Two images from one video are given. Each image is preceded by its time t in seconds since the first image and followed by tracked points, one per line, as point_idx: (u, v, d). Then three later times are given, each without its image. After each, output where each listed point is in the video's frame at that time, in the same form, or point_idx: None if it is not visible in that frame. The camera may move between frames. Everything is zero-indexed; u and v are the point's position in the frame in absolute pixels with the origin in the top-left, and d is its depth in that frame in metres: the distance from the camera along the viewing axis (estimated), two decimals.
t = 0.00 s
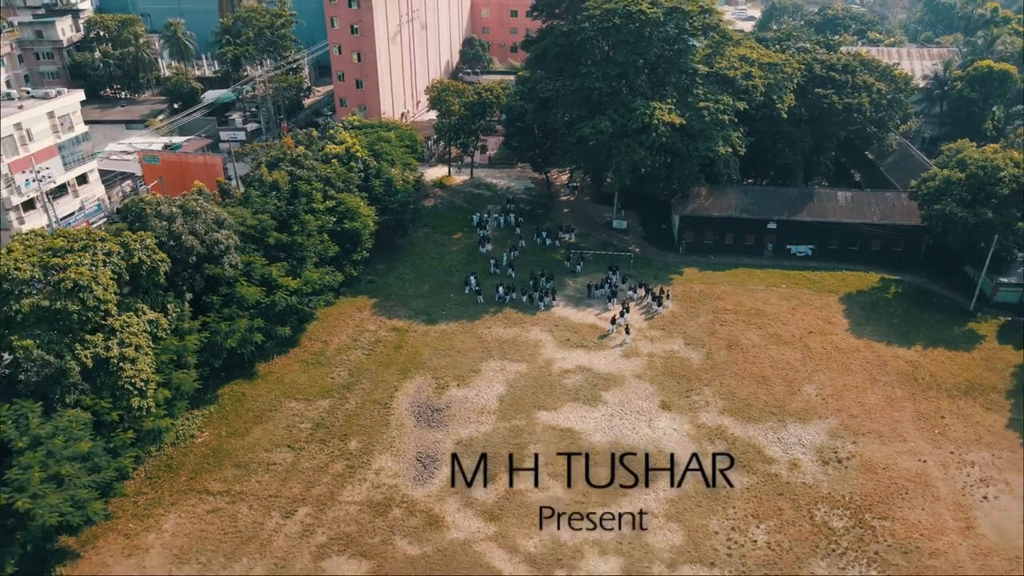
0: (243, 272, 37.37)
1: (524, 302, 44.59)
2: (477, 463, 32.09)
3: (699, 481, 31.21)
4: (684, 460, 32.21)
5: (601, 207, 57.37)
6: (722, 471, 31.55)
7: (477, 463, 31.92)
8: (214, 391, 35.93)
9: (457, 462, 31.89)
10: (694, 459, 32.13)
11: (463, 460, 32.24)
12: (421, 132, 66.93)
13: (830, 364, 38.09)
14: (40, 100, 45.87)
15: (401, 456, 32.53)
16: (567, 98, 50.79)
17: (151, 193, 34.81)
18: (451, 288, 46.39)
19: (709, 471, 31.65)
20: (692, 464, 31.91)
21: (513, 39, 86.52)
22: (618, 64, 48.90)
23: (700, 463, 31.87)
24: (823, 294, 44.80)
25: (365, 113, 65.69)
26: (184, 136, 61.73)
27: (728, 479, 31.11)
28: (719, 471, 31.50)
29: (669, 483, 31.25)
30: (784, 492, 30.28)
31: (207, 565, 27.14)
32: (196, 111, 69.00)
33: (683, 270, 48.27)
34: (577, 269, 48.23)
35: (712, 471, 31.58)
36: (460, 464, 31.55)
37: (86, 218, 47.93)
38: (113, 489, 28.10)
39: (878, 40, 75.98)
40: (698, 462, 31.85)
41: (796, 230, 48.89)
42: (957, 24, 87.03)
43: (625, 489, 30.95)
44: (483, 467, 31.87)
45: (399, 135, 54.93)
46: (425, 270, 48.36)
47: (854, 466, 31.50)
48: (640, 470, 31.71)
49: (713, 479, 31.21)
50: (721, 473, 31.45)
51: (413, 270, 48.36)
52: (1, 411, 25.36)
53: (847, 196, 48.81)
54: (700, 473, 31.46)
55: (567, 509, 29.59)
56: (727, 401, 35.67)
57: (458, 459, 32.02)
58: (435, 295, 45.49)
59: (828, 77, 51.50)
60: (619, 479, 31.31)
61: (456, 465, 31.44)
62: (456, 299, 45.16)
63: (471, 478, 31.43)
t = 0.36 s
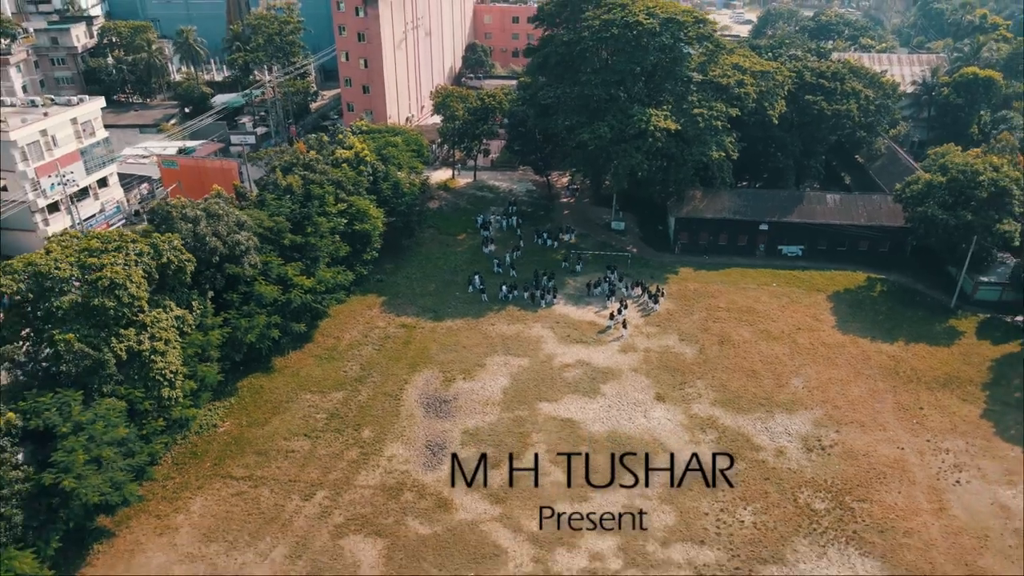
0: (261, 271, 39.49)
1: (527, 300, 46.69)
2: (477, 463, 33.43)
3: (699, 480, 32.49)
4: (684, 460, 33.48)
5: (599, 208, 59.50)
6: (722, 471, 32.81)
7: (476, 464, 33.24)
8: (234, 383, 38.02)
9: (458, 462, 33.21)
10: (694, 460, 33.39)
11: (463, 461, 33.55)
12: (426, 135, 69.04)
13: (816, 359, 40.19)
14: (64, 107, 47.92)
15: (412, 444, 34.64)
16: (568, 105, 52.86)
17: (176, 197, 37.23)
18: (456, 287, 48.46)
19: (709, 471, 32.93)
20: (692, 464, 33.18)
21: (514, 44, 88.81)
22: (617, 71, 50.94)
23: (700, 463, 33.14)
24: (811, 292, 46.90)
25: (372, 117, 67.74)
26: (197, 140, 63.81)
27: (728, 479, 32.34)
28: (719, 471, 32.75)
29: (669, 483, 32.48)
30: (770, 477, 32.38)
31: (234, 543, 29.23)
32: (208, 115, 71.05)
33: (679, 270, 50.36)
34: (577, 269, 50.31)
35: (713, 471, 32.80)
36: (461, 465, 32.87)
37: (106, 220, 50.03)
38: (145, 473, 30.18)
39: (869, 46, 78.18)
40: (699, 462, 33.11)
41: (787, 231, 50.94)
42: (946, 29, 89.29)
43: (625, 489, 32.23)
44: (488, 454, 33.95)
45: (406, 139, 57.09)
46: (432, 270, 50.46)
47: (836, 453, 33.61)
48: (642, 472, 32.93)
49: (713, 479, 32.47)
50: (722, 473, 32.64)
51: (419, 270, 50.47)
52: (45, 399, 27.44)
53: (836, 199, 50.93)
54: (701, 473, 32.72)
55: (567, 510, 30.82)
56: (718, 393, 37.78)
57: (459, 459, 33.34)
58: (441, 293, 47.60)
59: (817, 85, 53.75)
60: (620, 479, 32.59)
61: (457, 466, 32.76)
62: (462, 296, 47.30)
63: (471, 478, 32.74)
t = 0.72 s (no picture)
0: (277, 271, 41.69)
1: (530, 298, 48.86)
2: (477, 463, 34.83)
3: (699, 480, 33.92)
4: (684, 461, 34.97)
5: (598, 210, 61.71)
6: (721, 471, 34.37)
7: (476, 465, 34.64)
8: (252, 376, 40.20)
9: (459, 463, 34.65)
10: (694, 460, 34.96)
11: (463, 462, 34.94)
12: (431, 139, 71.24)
13: (803, 354, 42.39)
14: (87, 114, 50.07)
15: (421, 433, 36.85)
16: (568, 111, 55.03)
17: (199, 201, 39.53)
18: (461, 285, 50.68)
19: (709, 471, 34.49)
20: (692, 464, 34.79)
21: (515, 49, 91.05)
22: (615, 79, 53.10)
23: (700, 464, 34.70)
24: (801, 291, 49.10)
25: (378, 121, 69.91)
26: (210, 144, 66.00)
27: (728, 479, 33.88)
28: (719, 471, 34.31)
29: (669, 483, 33.83)
30: (758, 464, 34.57)
31: (257, 523, 31.41)
32: (219, 120, 73.27)
33: (675, 270, 52.54)
34: (576, 268, 52.50)
35: (713, 471, 34.41)
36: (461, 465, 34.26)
37: (125, 222, 52.28)
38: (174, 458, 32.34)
39: (861, 52, 80.31)
40: (699, 462, 34.69)
41: (778, 232, 53.13)
42: (937, 35, 91.54)
43: (625, 489, 33.52)
44: (493, 442, 36.14)
45: (412, 144, 59.26)
46: (438, 269, 52.66)
47: (820, 441, 35.81)
48: (641, 472, 34.41)
49: (713, 478, 33.96)
50: (721, 473, 34.24)
51: (426, 269, 52.66)
52: (85, 388, 29.60)
53: (825, 202, 53.13)
54: (700, 472, 34.22)
55: (567, 510, 32.05)
56: (710, 386, 39.99)
57: (459, 460, 34.75)
58: (446, 292, 49.82)
59: (808, 92, 55.97)
60: (619, 479, 33.89)
61: (458, 466, 34.16)
62: (467, 294, 49.53)
63: (470, 478, 34.13)
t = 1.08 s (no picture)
0: (290, 270, 43.77)
1: (532, 296, 50.92)
2: (477, 465, 36.07)
3: (700, 480, 35.18)
4: (684, 462, 36.15)
5: (597, 212, 63.79)
6: (721, 471, 35.58)
7: (476, 465, 35.89)
8: (268, 371, 42.28)
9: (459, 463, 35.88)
10: (694, 460, 36.03)
11: (463, 462, 36.21)
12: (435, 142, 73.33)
13: (793, 349, 44.45)
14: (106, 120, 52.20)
15: (429, 424, 38.92)
16: (568, 116, 57.12)
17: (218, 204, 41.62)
18: (465, 285, 52.77)
19: (709, 471, 35.67)
20: (692, 465, 35.88)
21: (517, 54, 93.09)
22: (613, 86, 55.23)
23: (700, 464, 35.86)
24: (791, 290, 51.18)
25: (384, 126, 71.99)
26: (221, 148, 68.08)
27: (728, 479, 35.10)
28: (719, 471, 35.47)
29: (669, 483, 35.16)
30: (747, 452, 36.62)
31: (277, 507, 33.50)
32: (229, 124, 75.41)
33: (671, 270, 54.60)
34: (576, 268, 54.58)
35: (714, 471, 35.57)
36: (461, 466, 35.53)
37: (142, 224, 54.41)
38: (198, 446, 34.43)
39: (854, 58, 82.43)
40: (699, 463, 35.78)
41: (770, 234, 55.18)
42: (929, 41, 93.71)
43: (626, 489, 34.86)
44: (497, 432, 38.22)
45: (418, 148, 61.25)
46: (443, 269, 54.74)
47: (807, 431, 37.88)
48: (641, 473, 35.65)
49: (713, 479, 35.18)
50: (721, 473, 35.43)
51: (431, 269, 54.74)
52: (117, 379, 31.73)
53: (815, 204, 55.19)
54: (701, 473, 35.42)
55: (567, 510, 33.38)
56: (703, 380, 42.06)
57: (459, 460, 36.00)
58: (452, 291, 51.91)
59: (799, 98, 58.10)
60: (619, 480, 35.22)
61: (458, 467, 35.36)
62: (472, 293, 51.62)
63: (470, 478, 35.37)
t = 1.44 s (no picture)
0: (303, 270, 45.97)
1: (534, 295, 53.10)
2: (477, 464, 37.43)
3: (700, 480, 36.63)
4: (684, 462, 37.55)
5: (596, 214, 66.01)
6: (721, 471, 36.97)
7: (476, 465, 37.21)
8: (283, 365, 44.48)
9: (459, 463, 37.23)
10: (694, 461, 37.44)
11: (463, 462, 37.51)
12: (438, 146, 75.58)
13: (782, 346, 46.62)
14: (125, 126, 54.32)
15: (436, 415, 41.13)
16: (568, 122, 59.31)
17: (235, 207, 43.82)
18: (469, 284, 54.96)
19: (709, 471, 37.07)
20: (692, 465, 37.30)
21: (518, 59, 95.30)
22: (611, 93, 57.43)
23: (700, 464, 37.26)
24: (782, 289, 53.37)
25: (389, 130, 74.22)
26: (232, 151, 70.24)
27: (728, 479, 36.52)
28: (719, 472, 36.90)
29: (669, 482, 36.61)
30: (736, 442, 38.82)
31: (295, 492, 35.71)
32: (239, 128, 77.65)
33: (667, 269, 56.78)
34: (576, 268, 56.76)
35: (714, 472, 36.96)
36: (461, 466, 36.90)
37: (159, 225, 56.58)
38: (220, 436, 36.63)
39: (846, 63, 84.69)
40: (699, 463, 37.23)
41: (762, 235, 57.37)
42: (919, 46, 96.02)
43: (625, 488, 36.33)
44: (501, 423, 40.41)
45: (423, 152, 63.34)
46: (448, 269, 56.95)
47: (793, 422, 40.08)
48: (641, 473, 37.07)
49: (713, 479, 36.62)
50: (721, 473, 36.82)
51: (437, 269, 56.95)
52: (146, 372, 33.93)
53: (806, 206, 57.41)
54: (701, 473, 36.86)
55: (567, 511, 34.63)
56: (696, 375, 44.25)
57: (459, 461, 37.28)
58: (456, 290, 54.12)
59: (790, 105, 60.39)
60: (619, 479, 36.70)
61: (459, 467, 36.75)
62: (476, 292, 53.84)
63: (471, 478, 36.77)
